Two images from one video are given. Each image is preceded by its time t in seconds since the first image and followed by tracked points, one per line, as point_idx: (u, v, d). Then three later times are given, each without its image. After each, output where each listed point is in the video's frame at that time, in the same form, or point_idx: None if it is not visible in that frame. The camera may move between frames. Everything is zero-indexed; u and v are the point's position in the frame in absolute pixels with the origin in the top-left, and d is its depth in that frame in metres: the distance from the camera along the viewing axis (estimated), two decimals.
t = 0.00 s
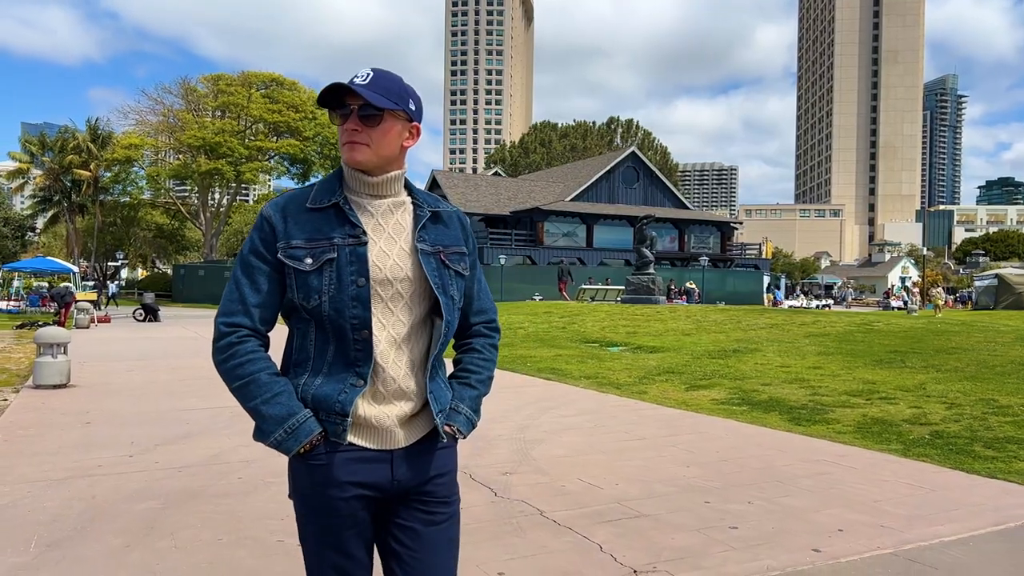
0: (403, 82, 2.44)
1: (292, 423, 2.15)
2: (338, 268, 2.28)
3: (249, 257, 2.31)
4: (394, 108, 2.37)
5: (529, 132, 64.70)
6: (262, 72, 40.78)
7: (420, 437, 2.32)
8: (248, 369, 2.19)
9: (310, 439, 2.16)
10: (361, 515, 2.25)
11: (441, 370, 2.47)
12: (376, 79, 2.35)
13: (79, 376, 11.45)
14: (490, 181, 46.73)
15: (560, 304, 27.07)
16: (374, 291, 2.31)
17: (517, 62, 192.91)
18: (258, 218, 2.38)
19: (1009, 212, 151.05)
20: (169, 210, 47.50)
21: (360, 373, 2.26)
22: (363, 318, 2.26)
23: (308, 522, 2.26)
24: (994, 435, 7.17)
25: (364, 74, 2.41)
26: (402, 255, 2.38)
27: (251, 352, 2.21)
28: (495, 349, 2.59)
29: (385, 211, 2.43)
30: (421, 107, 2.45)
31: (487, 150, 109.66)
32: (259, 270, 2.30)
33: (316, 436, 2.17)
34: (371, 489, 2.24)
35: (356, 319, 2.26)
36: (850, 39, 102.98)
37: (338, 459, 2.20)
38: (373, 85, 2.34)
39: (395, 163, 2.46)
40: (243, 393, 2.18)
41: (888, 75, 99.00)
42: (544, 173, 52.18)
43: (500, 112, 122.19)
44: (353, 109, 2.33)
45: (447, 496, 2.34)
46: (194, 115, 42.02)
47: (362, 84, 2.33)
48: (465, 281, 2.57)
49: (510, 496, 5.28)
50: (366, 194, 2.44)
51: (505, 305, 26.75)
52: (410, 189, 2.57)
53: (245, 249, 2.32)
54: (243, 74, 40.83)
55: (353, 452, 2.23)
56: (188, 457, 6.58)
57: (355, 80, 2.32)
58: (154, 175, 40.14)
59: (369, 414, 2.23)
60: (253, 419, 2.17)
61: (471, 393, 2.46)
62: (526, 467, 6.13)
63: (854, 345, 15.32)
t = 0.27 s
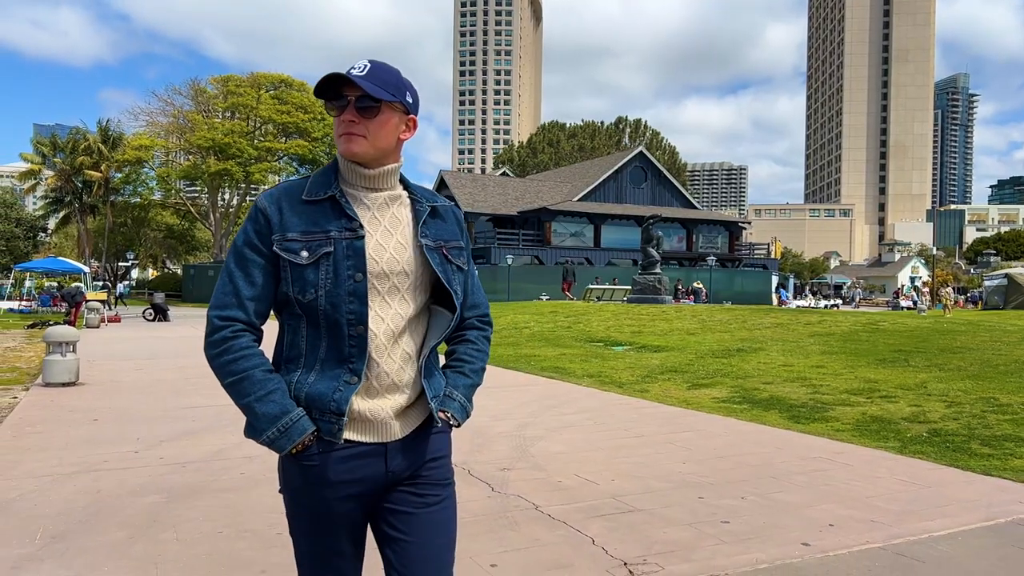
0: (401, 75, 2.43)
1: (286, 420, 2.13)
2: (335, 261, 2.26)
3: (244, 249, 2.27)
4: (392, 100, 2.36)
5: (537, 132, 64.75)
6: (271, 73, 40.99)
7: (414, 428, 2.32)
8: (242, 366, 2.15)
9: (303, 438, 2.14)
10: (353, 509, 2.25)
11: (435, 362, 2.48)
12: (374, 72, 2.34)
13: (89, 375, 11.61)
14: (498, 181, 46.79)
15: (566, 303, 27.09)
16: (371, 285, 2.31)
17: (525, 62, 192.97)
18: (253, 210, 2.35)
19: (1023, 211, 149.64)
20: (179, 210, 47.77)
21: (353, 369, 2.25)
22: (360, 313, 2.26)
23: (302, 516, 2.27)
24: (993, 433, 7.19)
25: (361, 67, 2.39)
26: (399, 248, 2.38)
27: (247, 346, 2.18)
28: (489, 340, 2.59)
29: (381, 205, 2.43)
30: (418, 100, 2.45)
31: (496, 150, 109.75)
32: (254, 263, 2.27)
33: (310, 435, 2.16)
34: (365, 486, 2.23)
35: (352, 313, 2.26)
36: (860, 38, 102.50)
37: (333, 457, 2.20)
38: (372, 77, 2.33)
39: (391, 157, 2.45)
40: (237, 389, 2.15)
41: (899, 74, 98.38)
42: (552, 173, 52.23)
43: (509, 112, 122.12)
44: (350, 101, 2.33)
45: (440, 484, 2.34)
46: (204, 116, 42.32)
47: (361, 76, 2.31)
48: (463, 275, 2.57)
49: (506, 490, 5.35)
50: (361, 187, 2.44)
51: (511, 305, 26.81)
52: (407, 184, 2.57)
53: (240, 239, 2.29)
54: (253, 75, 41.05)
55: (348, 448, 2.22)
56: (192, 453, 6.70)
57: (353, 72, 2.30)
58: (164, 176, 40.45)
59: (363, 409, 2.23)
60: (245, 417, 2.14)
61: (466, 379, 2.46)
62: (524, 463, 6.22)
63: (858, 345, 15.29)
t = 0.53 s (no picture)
0: (402, 79, 2.39)
1: (280, 429, 2.08)
2: (333, 268, 2.21)
3: (240, 252, 2.21)
4: (393, 105, 2.32)
5: (545, 132, 64.79)
6: (280, 75, 41.21)
7: (410, 434, 2.28)
8: (238, 373, 2.10)
9: (297, 447, 2.09)
10: (347, 516, 2.22)
11: (433, 367, 2.43)
12: (375, 74, 2.29)
13: (97, 374, 11.76)
14: (506, 181, 46.87)
15: (573, 303, 27.13)
16: (370, 291, 2.27)
17: (533, 62, 193.22)
18: (250, 212, 2.29)
19: None
20: (188, 211, 48.05)
21: (349, 377, 2.20)
22: (358, 320, 2.21)
23: (296, 523, 2.24)
24: (992, 432, 7.21)
25: (363, 69, 2.34)
26: (398, 255, 2.33)
27: (242, 352, 2.12)
28: (487, 345, 2.55)
29: (380, 210, 2.38)
30: (420, 103, 2.40)
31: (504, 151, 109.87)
32: (250, 266, 2.21)
33: (304, 444, 2.11)
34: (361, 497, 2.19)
35: (350, 320, 2.21)
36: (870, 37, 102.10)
37: (328, 466, 2.15)
38: (373, 81, 2.29)
39: (391, 161, 2.40)
40: (232, 397, 2.10)
41: (910, 72, 97.71)
42: (560, 173, 52.28)
43: (518, 112, 122.09)
44: (351, 104, 2.28)
45: (434, 493, 2.30)
46: (214, 118, 42.62)
47: (362, 79, 2.27)
48: (462, 281, 2.54)
49: (505, 488, 5.43)
50: (360, 192, 2.38)
51: (518, 305, 26.88)
52: (405, 188, 2.52)
53: (234, 242, 2.22)
54: (263, 77, 41.29)
55: (345, 458, 2.18)
56: (197, 451, 6.80)
57: (355, 74, 2.25)
58: (174, 177, 40.74)
59: (359, 417, 2.19)
60: (239, 425, 2.09)
61: (463, 385, 2.43)
62: (524, 461, 6.29)
63: (864, 345, 15.25)
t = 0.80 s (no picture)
0: (411, 90, 2.35)
1: (282, 447, 2.03)
2: (338, 282, 2.16)
3: (243, 265, 2.16)
4: (402, 116, 2.28)
5: (554, 132, 64.82)
6: (290, 76, 41.38)
7: (413, 454, 2.22)
8: (239, 390, 2.05)
9: (298, 466, 2.04)
10: (347, 534, 2.17)
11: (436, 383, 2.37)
12: (383, 85, 2.26)
13: (107, 374, 11.89)
14: (515, 182, 46.95)
15: (580, 303, 27.16)
16: (374, 307, 2.21)
17: (542, 62, 193.20)
18: (253, 224, 2.24)
19: None
20: (199, 212, 48.39)
21: (352, 396, 2.14)
22: (361, 337, 2.16)
23: (295, 540, 2.18)
24: (994, 433, 7.23)
25: (371, 81, 2.30)
26: (403, 270, 2.28)
27: (243, 368, 2.07)
28: (492, 361, 2.50)
29: (385, 224, 2.33)
30: (428, 114, 2.35)
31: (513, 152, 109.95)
32: (253, 280, 2.16)
33: (305, 463, 2.05)
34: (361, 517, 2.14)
35: (354, 336, 2.15)
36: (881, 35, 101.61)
37: (329, 485, 2.10)
38: (382, 92, 2.26)
39: (398, 174, 2.36)
40: (233, 414, 2.04)
41: (922, 71, 97.06)
42: (569, 173, 52.33)
43: (527, 113, 122.03)
44: (359, 115, 2.23)
45: (437, 515, 2.24)
46: (224, 119, 42.90)
47: (370, 90, 2.22)
48: (467, 296, 2.49)
49: (506, 488, 5.49)
50: (366, 206, 2.33)
51: (526, 305, 26.94)
52: (411, 202, 2.47)
53: (238, 256, 2.17)
54: (273, 78, 41.49)
55: (347, 476, 2.13)
56: (204, 450, 6.91)
57: (362, 86, 2.21)
58: (185, 178, 41.03)
59: (361, 437, 2.13)
60: (240, 441, 2.04)
61: (468, 401, 2.37)
62: (525, 461, 6.35)
63: (870, 346, 15.22)
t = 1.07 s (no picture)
0: (430, 94, 2.29)
1: (290, 460, 1.97)
2: (352, 290, 2.09)
3: (256, 273, 2.10)
4: (421, 120, 2.20)
5: (565, 132, 64.84)
6: (302, 78, 41.64)
7: (426, 465, 2.18)
8: (250, 401, 1.99)
9: (308, 479, 1.98)
10: (358, 546, 2.11)
11: (451, 394, 2.32)
12: (402, 88, 2.19)
13: (120, 373, 12.06)
14: (526, 182, 47.01)
15: (590, 303, 27.20)
16: (388, 315, 2.15)
17: (554, 62, 193.42)
18: (266, 229, 2.17)
19: None
20: (212, 213, 48.75)
21: (363, 406, 2.08)
22: (373, 347, 2.09)
23: (301, 553, 2.12)
24: (999, 433, 7.24)
25: (389, 82, 2.24)
26: (419, 278, 2.21)
27: (255, 377, 2.01)
28: (509, 371, 2.44)
29: (402, 230, 2.27)
30: (446, 119, 2.28)
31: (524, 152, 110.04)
32: (266, 287, 2.09)
33: (315, 475, 1.99)
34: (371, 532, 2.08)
35: (367, 345, 2.09)
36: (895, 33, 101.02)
37: (340, 500, 2.04)
38: (401, 95, 2.19)
39: (416, 179, 2.29)
40: (242, 424, 1.98)
41: (936, 69, 96.38)
42: (579, 173, 52.37)
43: (538, 113, 122.03)
44: (377, 119, 2.17)
45: (449, 527, 2.19)
46: (236, 120, 43.18)
47: (388, 93, 2.16)
48: (484, 305, 2.43)
49: (510, 486, 5.55)
50: (382, 210, 2.26)
51: (535, 305, 27.00)
52: (428, 208, 2.41)
53: (250, 261, 2.11)
54: (284, 80, 41.73)
55: (357, 491, 2.06)
56: (214, 448, 7.01)
57: (381, 90, 2.14)
58: (198, 179, 41.35)
59: (374, 448, 2.07)
60: (249, 453, 1.98)
61: (483, 412, 2.31)
62: (529, 460, 6.42)
63: (879, 346, 15.20)
